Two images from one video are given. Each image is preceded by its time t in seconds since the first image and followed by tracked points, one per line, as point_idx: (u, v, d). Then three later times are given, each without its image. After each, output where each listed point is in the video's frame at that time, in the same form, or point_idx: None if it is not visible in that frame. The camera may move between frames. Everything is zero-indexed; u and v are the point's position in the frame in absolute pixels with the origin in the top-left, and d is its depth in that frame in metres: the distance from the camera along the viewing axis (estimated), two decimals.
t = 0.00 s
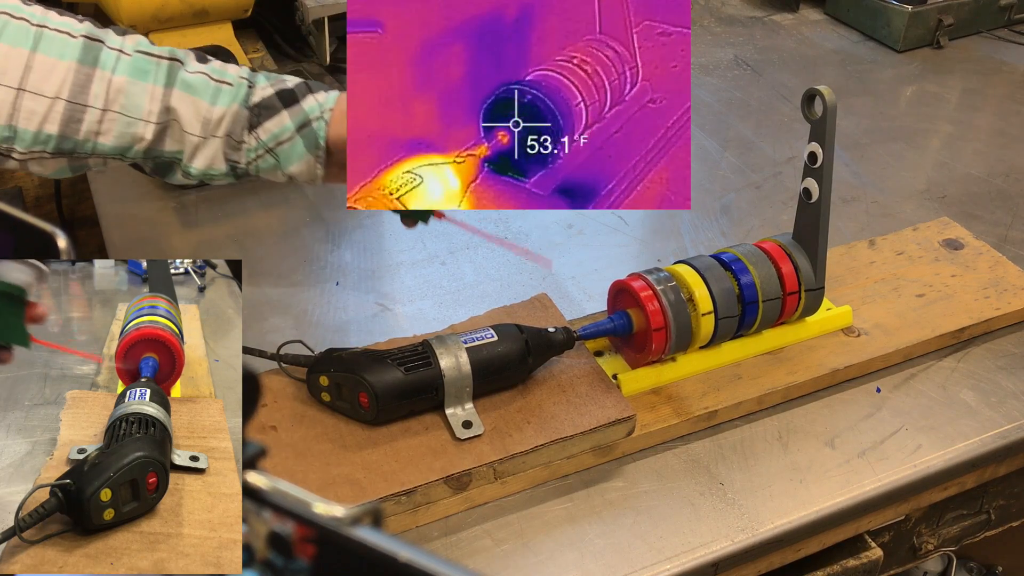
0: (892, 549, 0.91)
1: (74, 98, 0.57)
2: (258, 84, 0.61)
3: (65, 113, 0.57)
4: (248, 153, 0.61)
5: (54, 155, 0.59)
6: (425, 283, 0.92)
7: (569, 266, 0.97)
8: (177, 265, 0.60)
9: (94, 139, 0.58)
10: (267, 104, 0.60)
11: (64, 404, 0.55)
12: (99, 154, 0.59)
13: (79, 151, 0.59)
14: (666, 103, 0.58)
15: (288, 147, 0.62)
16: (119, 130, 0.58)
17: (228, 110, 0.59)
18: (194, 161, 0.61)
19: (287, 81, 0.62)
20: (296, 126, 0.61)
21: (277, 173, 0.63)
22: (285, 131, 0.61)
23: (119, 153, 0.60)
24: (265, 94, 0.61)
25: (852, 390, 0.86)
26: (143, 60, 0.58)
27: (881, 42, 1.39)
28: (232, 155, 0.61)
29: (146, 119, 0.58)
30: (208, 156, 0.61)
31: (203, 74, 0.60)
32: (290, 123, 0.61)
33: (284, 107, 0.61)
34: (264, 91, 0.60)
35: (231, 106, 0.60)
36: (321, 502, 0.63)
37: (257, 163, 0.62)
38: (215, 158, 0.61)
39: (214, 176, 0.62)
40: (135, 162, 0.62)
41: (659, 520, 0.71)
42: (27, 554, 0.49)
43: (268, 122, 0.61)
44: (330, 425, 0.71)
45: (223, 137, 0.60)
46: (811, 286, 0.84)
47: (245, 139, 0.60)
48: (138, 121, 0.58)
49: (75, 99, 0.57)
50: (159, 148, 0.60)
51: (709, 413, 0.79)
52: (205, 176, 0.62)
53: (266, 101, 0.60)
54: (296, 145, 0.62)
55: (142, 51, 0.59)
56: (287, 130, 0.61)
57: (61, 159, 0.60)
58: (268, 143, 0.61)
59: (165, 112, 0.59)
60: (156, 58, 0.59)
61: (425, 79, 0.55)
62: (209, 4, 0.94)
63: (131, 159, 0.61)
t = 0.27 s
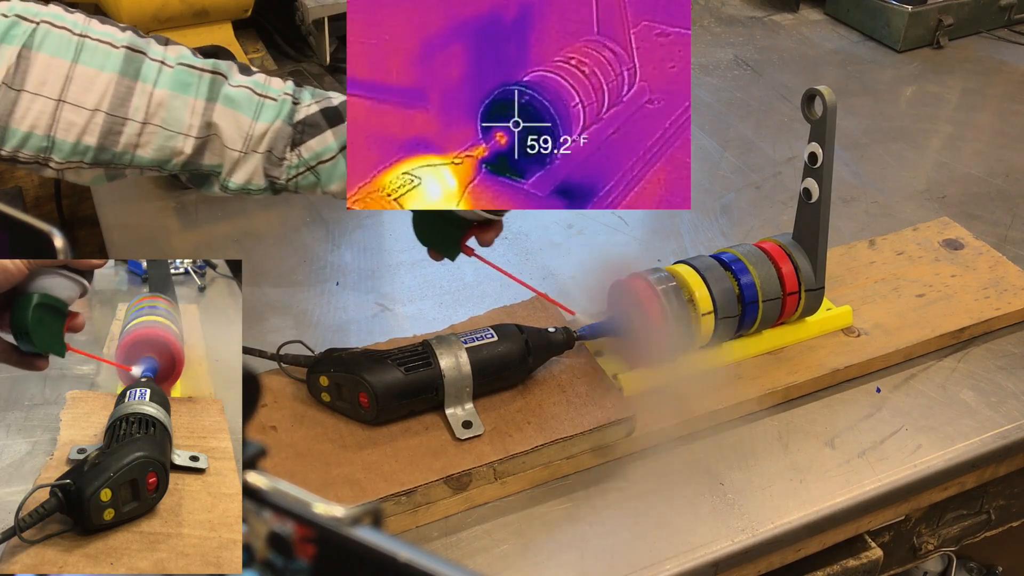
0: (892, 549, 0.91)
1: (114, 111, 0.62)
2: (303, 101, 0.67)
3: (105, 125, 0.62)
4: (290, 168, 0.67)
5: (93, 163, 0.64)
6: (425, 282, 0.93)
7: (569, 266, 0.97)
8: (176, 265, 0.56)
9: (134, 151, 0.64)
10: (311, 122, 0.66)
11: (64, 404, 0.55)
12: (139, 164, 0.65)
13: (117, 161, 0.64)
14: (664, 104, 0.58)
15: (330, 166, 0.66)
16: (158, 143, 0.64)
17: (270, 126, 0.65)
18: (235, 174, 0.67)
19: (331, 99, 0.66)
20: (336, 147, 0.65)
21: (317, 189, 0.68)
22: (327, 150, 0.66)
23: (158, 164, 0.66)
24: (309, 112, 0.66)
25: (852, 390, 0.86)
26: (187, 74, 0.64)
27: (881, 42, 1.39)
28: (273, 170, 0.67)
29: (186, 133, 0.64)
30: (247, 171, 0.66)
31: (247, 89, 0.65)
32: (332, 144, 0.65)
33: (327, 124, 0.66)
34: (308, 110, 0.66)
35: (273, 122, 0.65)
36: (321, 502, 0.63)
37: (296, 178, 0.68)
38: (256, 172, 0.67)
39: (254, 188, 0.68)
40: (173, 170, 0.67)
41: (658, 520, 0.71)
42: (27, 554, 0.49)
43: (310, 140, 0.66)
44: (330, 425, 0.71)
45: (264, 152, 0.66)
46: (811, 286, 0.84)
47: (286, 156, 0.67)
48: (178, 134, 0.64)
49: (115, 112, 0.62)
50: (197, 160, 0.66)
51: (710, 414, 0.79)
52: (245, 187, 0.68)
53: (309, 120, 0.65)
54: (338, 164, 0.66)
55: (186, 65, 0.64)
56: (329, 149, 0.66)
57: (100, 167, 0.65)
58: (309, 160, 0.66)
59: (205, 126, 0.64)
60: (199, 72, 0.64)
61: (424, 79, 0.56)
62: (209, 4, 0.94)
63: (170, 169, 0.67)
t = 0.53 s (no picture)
0: (892, 550, 0.91)
1: (125, 105, 0.62)
2: (312, 93, 0.68)
3: (116, 119, 0.62)
4: (299, 159, 0.69)
5: (102, 158, 0.64)
6: (425, 283, 0.92)
7: (569, 266, 0.97)
8: (176, 265, 0.56)
9: (144, 145, 0.64)
10: (319, 113, 0.67)
11: (65, 404, 0.55)
12: (148, 158, 0.65)
13: (126, 155, 0.64)
14: (665, 102, 0.58)
15: (338, 156, 0.68)
16: (168, 136, 0.64)
17: (280, 118, 0.67)
18: (244, 165, 0.68)
19: (339, 90, 0.68)
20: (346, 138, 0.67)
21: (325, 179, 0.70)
22: (336, 141, 0.68)
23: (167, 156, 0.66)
24: (317, 103, 0.67)
25: (852, 390, 0.86)
26: (195, 67, 0.64)
27: (881, 42, 1.39)
28: (281, 161, 0.69)
29: (195, 126, 0.65)
30: (257, 162, 0.68)
31: (256, 81, 0.66)
32: (341, 134, 0.67)
33: (337, 115, 0.67)
34: (317, 101, 0.67)
35: (282, 114, 0.67)
36: (321, 502, 0.63)
37: (305, 168, 0.69)
38: (265, 163, 0.68)
39: (262, 179, 0.70)
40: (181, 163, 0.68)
41: (658, 520, 0.71)
42: (27, 554, 0.49)
43: (319, 131, 0.68)
44: (329, 425, 0.71)
45: (273, 144, 0.67)
46: (811, 286, 0.84)
47: (296, 147, 0.68)
48: (188, 127, 0.64)
49: (126, 106, 0.62)
50: (207, 153, 0.67)
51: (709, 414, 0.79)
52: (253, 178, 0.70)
53: (318, 111, 0.67)
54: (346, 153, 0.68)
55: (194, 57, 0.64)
56: (338, 140, 0.68)
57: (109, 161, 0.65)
58: (318, 151, 0.68)
59: (214, 119, 0.65)
60: (208, 65, 0.65)
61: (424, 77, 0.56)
62: (209, 4, 0.94)
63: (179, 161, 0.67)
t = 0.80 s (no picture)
0: (892, 550, 0.91)
1: (110, 91, 0.61)
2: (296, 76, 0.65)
3: (101, 106, 0.61)
4: (286, 142, 0.66)
5: (91, 145, 0.63)
6: (425, 283, 0.92)
7: (568, 266, 0.97)
8: (177, 265, 0.60)
9: (131, 131, 0.63)
10: (304, 96, 0.65)
11: (64, 404, 0.55)
12: (135, 144, 0.64)
13: (115, 141, 0.63)
14: (664, 92, 0.61)
15: (325, 139, 0.66)
16: (154, 122, 0.63)
17: (264, 101, 0.64)
18: (232, 150, 0.65)
19: (324, 72, 0.66)
20: (332, 119, 0.64)
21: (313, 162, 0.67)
22: (322, 123, 0.65)
23: (155, 142, 0.64)
24: (302, 86, 0.65)
25: (852, 390, 0.86)
26: (180, 51, 0.63)
27: (881, 42, 1.39)
28: (269, 144, 0.66)
29: (181, 110, 0.63)
30: (243, 146, 0.65)
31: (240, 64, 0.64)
32: (326, 117, 0.65)
33: (322, 98, 0.65)
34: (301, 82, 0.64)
35: (266, 97, 0.64)
36: (321, 502, 0.63)
37: (292, 150, 0.67)
38: (251, 147, 0.65)
39: (250, 163, 0.67)
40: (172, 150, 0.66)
41: (659, 520, 0.71)
42: (27, 554, 0.49)
43: (305, 113, 0.65)
44: (329, 425, 0.71)
45: (259, 127, 0.65)
46: (811, 286, 0.84)
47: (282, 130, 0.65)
48: (173, 112, 0.63)
49: (111, 92, 0.61)
50: (194, 138, 0.64)
51: (709, 414, 0.79)
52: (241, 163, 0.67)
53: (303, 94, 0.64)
54: (331, 135, 0.65)
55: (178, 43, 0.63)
56: (324, 122, 0.65)
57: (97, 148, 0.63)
58: (304, 134, 0.65)
59: (199, 103, 0.63)
60: (192, 49, 0.63)
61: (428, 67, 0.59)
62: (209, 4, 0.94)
63: (167, 147, 0.65)
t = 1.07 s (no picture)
0: (892, 549, 0.91)
1: (85, 56, 0.59)
2: (265, 29, 0.64)
3: (78, 71, 0.59)
4: (261, 97, 0.64)
5: (70, 114, 0.61)
6: (425, 283, 0.91)
7: (569, 266, 0.97)
8: (177, 265, 0.61)
9: (110, 95, 0.61)
10: (276, 48, 0.64)
11: (64, 404, 0.55)
12: (114, 111, 0.62)
13: (95, 109, 0.61)
14: (666, 90, 0.61)
15: (299, 90, 0.65)
16: (132, 85, 0.61)
17: (237, 56, 0.62)
18: (209, 109, 0.64)
19: (293, 24, 0.65)
20: (305, 68, 0.64)
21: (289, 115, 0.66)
22: (295, 74, 0.64)
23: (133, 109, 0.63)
24: (272, 38, 0.64)
25: (852, 390, 0.86)
26: (150, 13, 0.60)
27: (881, 42, 1.39)
28: (245, 101, 0.64)
29: (157, 72, 0.61)
30: (221, 104, 0.64)
31: (210, 22, 0.62)
32: (300, 66, 0.64)
33: (293, 49, 0.64)
34: (273, 35, 0.63)
35: (239, 53, 0.62)
36: (321, 502, 0.63)
37: (269, 107, 0.65)
38: (229, 104, 0.64)
39: (229, 123, 0.65)
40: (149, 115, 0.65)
41: (659, 520, 0.71)
42: (27, 554, 0.48)
43: (278, 65, 0.64)
44: (329, 425, 0.71)
45: (235, 83, 0.63)
46: (811, 286, 0.84)
47: (257, 85, 0.64)
48: (150, 74, 0.61)
49: (87, 58, 0.59)
50: (172, 100, 0.63)
51: (709, 414, 0.79)
52: (220, 124, 0.65)
53: (274, 45, 0.63)
54: (306, 86, 0.65)
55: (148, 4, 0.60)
56: (297, 73, 0.64)
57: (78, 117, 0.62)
58: (280, 87, 0.64)
59: (174, 64, 0.61)
60: (164, 10, 0.61)
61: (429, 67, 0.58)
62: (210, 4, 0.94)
63: (147, 113, 0.64)
